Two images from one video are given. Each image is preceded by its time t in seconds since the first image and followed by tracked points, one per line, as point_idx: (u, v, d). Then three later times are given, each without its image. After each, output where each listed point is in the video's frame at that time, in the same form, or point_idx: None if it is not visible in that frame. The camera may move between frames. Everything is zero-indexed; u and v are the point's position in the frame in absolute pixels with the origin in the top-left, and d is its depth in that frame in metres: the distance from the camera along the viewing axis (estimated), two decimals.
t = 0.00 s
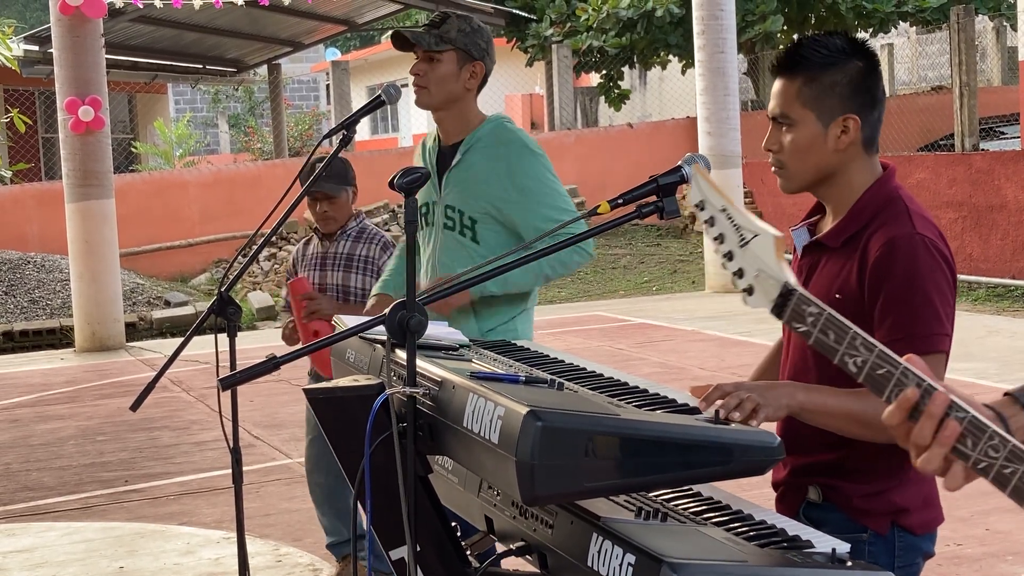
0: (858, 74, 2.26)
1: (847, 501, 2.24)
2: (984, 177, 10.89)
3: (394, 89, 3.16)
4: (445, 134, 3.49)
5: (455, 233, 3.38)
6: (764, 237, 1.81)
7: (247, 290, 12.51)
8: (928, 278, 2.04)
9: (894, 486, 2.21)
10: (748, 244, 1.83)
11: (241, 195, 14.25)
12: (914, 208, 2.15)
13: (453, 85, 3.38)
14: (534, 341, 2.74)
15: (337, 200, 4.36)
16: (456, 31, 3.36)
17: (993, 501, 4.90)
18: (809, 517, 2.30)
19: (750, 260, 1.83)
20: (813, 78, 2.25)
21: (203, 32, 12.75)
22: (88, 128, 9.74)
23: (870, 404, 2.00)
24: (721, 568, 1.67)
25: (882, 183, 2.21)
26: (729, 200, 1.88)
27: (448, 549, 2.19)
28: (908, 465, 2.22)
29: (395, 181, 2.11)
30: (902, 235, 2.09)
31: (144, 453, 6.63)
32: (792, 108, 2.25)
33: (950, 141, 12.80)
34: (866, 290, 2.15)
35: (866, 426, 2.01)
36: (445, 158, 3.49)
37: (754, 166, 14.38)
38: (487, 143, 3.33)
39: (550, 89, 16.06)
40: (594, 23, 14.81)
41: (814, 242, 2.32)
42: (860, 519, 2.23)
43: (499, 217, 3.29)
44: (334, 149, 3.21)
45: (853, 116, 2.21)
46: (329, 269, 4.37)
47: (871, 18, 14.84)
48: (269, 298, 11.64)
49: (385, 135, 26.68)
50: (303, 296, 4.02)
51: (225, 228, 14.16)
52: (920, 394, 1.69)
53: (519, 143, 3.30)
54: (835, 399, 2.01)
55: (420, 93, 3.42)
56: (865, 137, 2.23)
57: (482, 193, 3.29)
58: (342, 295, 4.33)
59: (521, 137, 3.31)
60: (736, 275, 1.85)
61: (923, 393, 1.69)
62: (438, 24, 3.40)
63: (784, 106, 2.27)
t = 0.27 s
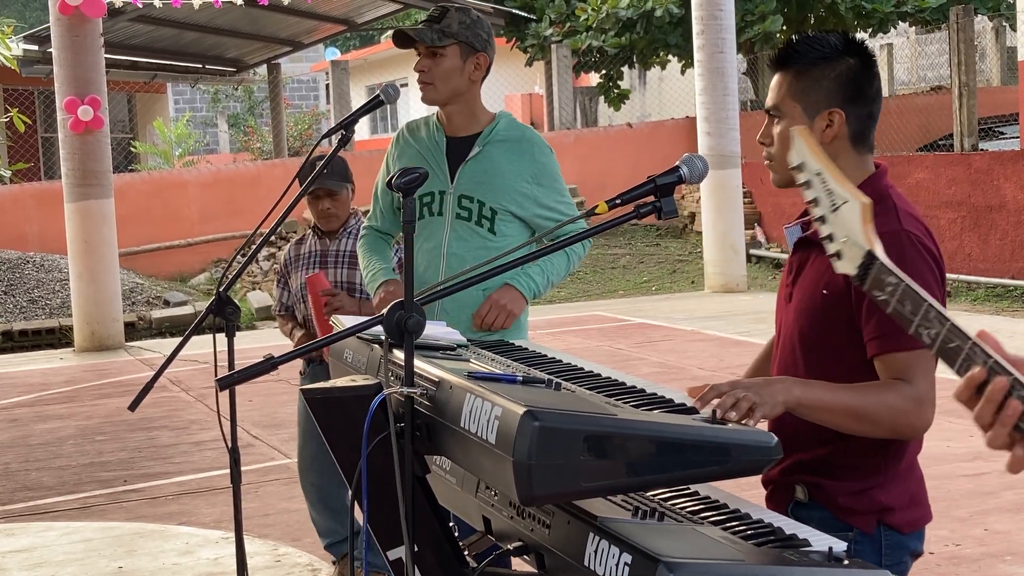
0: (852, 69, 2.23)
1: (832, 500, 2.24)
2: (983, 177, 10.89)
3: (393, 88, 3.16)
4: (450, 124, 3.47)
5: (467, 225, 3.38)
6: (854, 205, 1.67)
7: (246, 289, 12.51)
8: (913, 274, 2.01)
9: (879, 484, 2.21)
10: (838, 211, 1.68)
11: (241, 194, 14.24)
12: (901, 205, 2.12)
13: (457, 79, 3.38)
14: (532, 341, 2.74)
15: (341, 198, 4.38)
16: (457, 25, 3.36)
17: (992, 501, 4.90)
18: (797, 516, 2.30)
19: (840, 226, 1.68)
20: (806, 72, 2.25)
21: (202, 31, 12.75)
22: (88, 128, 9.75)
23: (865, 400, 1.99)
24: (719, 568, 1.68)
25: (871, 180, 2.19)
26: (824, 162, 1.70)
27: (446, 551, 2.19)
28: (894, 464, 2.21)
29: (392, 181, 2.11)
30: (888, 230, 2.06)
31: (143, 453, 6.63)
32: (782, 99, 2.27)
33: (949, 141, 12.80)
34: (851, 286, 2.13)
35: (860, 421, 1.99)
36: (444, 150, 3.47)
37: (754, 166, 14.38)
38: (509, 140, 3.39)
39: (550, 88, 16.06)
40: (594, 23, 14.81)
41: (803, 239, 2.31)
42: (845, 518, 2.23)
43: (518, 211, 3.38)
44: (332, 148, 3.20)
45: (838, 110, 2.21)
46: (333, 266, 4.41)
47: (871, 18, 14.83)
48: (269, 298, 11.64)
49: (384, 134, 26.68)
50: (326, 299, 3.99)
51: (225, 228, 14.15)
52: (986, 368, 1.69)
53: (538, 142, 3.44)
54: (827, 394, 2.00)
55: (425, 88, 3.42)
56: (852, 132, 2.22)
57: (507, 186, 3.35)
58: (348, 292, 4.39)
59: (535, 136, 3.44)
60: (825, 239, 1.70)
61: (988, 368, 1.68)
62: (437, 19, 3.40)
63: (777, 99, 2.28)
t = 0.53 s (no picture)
0: (848, 68, 2.25)
1: (823, 492, 2.24)
2: (983, 177, 10.89)
3: (393, 88, 3.16)
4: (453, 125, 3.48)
5: (465, 227, 3.38)
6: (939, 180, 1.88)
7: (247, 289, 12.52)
8: (900, 264, 2.05)
9: (865, 475, 2.21)
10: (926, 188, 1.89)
11: (241, 194, 14.24)
12: (890, 200, 2.16)
13: (462, 80, 3.36)
14: (532, 341, 2.73)
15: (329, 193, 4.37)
16: (463, 25, 3.34)
17: (991, 501, 4.90)
18: (787, 510, 2.30)
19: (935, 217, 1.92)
20: (802, 67, 2.27)
21: (203, 31, 12.75)
22: (88, 127, 9.76)
23: (859, 385, 1.99)
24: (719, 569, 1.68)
25: (861, 176, 2.22)
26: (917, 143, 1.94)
27: (445, 551, 2.18)
28: (884, 454, 2.22)
29: (392, 179, 2.11)
30: (876, 223, 2.10)
31: (143, 452, 6.64)
32: (776, 93, 2.29)
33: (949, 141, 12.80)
34: (839, 277, 2.16)
35: (856, 407, 2.00)
36: (446, 152, 3.48)
37: (754, 166, 14.38)
38: (508, 143, 3.38)
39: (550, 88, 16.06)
40: (594, 23, 14.80)
41: (794, 232, 2.33)
42: (834, 510, 2.23)
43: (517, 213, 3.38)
44: (332, 148, 3.19)
45: (830, 105, 2.23)
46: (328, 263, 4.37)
47: (871, 18, 14.83)
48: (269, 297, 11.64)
49: (384, 134, 26.68)
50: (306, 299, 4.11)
51: (225, 227, 14.15)
52: None
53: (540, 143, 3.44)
54: (821, 380, 2.00)
55: (430, 88, 3.40)
56: (843, 128, 2.24)
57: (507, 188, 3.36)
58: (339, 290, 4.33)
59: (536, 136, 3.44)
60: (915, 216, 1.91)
61: None
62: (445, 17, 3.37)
63: (773, 93, 2.30)
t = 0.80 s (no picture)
0: (828, 70, 2.31)
1: (814, 484, 2.27)
2: (983, 178, 10.90)
3: (395, 87, 3.17)
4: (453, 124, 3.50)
5: (456, 228, 3.38)
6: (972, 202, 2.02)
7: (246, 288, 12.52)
8: (886, 253, 2.11)
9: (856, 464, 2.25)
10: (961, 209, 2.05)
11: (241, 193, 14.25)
12: (875, 196, 2.23)
13: (463, 78, 3.37)
14: (532, 341, 2.73)
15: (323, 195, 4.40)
16: (465, 22, 3.35)
17: (990, 502, 4.91)
18: (780, 503, 2.33)
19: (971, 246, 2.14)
20: (783, 68, 2.32)
21: (203, 30, 12.76)
22: (88, 126, 9.76)
23: (845, 370, 2.01)
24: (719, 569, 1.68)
25: (844, 176, 2.29)
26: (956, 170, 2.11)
27: (445, 550, 2.19)
28: (873, 444, 2.26)
29: (393, 179, 2.11)
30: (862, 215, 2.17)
31: (143, 451, 6.64)
32: (758, 94, 2.35)
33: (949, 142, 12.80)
34: (827, 269, 2.22)
35: (849, 390, 2.01)
36: (448, 153, 3.53)
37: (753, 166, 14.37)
38: (493, 139, 3.31)
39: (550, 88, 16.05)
40: (594, 23, 14.80)
41: (780, 229, 2.38)
42: (827, 500, 2.27)
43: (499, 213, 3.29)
44: (331, 148, 3.19)
45: (809, 106, 2.29)
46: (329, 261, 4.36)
47: (871, 18, 14.84)
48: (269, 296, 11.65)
49: (384, 134, 26.67)
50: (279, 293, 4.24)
51: (225, 226, 14.15)
52: None
53: (526, 140, 3.28)
54: (816, 370, 2.01)
55: (430, 86, 3.42)
56: (824, 127, 2.30)
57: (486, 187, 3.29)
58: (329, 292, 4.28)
59: (528, 133, 3.30)
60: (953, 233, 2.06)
61: None
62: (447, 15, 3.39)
63: (757, 94, 2.36)
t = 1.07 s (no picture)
0: (804, 71, 2.36)
1: (817, 470, 2.33)
2: (981, 179, 10.90)
3: (393, 86, 3.17)
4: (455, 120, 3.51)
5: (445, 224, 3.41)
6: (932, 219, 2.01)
7: (244, 287, 12.51)
8: (867, 238, 2.18)
9: (858, 451, 2.32)
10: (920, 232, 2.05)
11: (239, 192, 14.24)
12: (856, 191, 2.30)
13: (455, 76, 3.39)
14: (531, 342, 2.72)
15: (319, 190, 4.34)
16: (453, 19, 3.35)
17: (987, 503, 4.91)
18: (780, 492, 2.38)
19: (929, 244, 2.02)
20: (761, 71, 2.39)
21: (203, 28, 12.75)
22: (86, 124, 9.76)
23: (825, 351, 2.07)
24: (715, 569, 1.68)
25: (824, 173, 2.35)
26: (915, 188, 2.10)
27: (442, 550, 2.19)
28: (869, 431, 2.34)
29: (391, 179, 2.11)
30: (845, 207, 2.24)
31: (140, 450, 6.64)
32: (737, 97, 2.41)
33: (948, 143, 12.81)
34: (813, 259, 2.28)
35: (833, 372, 2.06)
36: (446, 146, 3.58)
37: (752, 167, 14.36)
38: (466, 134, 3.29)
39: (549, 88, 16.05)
40: (593, 22, 14.81)
41: (765, 227, 2.44)
42: (829, 487, 2.33)
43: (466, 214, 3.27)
44: (329, 146, 3.20)
45: (786, 106, 2.34)
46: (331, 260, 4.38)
47: (870, 19, 14.86)
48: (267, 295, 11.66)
49: (383, 133, 26.66)
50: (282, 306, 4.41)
51: (223, 225, 14.15)
52: None
53: (489, 138, 3.18)
54: (805, 356, 2.04)
55: (426, 86, 3.45)
56: (801, 126, 2.35)
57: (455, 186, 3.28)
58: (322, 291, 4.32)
59: (494, 129, 3.20)
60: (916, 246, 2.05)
61: None
62: (437, 14, 3.40)
63: (735, 96, 2.42)
